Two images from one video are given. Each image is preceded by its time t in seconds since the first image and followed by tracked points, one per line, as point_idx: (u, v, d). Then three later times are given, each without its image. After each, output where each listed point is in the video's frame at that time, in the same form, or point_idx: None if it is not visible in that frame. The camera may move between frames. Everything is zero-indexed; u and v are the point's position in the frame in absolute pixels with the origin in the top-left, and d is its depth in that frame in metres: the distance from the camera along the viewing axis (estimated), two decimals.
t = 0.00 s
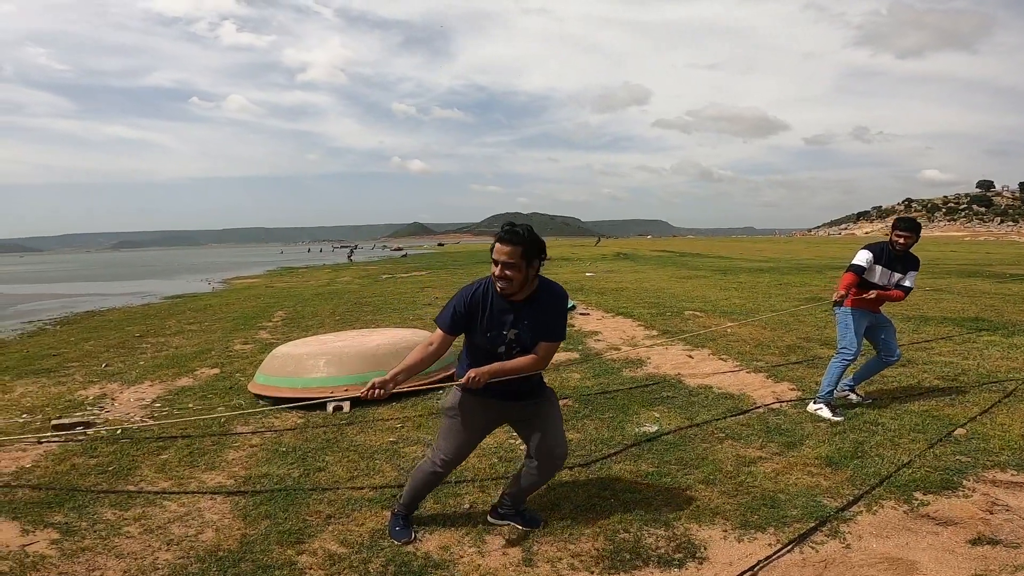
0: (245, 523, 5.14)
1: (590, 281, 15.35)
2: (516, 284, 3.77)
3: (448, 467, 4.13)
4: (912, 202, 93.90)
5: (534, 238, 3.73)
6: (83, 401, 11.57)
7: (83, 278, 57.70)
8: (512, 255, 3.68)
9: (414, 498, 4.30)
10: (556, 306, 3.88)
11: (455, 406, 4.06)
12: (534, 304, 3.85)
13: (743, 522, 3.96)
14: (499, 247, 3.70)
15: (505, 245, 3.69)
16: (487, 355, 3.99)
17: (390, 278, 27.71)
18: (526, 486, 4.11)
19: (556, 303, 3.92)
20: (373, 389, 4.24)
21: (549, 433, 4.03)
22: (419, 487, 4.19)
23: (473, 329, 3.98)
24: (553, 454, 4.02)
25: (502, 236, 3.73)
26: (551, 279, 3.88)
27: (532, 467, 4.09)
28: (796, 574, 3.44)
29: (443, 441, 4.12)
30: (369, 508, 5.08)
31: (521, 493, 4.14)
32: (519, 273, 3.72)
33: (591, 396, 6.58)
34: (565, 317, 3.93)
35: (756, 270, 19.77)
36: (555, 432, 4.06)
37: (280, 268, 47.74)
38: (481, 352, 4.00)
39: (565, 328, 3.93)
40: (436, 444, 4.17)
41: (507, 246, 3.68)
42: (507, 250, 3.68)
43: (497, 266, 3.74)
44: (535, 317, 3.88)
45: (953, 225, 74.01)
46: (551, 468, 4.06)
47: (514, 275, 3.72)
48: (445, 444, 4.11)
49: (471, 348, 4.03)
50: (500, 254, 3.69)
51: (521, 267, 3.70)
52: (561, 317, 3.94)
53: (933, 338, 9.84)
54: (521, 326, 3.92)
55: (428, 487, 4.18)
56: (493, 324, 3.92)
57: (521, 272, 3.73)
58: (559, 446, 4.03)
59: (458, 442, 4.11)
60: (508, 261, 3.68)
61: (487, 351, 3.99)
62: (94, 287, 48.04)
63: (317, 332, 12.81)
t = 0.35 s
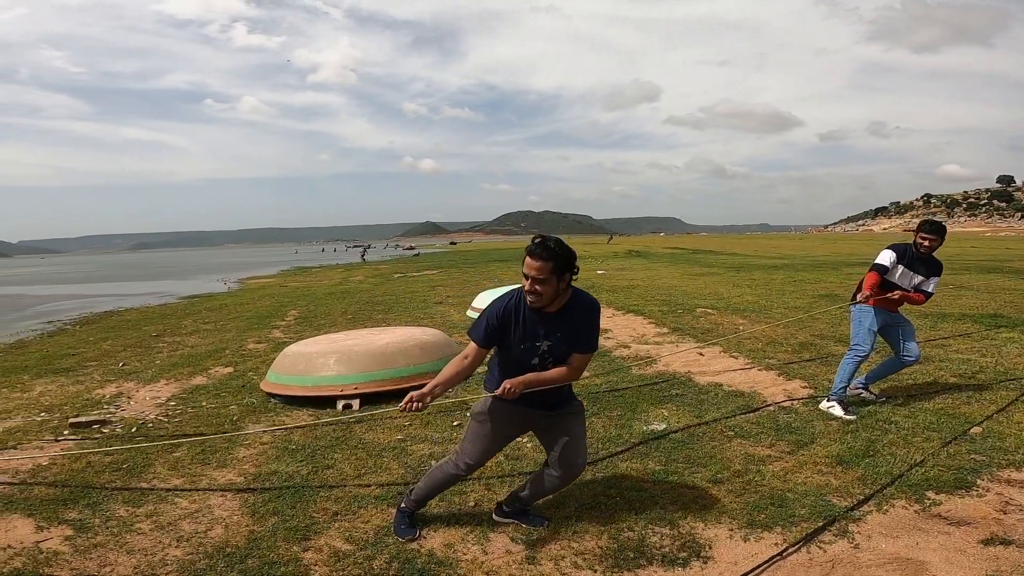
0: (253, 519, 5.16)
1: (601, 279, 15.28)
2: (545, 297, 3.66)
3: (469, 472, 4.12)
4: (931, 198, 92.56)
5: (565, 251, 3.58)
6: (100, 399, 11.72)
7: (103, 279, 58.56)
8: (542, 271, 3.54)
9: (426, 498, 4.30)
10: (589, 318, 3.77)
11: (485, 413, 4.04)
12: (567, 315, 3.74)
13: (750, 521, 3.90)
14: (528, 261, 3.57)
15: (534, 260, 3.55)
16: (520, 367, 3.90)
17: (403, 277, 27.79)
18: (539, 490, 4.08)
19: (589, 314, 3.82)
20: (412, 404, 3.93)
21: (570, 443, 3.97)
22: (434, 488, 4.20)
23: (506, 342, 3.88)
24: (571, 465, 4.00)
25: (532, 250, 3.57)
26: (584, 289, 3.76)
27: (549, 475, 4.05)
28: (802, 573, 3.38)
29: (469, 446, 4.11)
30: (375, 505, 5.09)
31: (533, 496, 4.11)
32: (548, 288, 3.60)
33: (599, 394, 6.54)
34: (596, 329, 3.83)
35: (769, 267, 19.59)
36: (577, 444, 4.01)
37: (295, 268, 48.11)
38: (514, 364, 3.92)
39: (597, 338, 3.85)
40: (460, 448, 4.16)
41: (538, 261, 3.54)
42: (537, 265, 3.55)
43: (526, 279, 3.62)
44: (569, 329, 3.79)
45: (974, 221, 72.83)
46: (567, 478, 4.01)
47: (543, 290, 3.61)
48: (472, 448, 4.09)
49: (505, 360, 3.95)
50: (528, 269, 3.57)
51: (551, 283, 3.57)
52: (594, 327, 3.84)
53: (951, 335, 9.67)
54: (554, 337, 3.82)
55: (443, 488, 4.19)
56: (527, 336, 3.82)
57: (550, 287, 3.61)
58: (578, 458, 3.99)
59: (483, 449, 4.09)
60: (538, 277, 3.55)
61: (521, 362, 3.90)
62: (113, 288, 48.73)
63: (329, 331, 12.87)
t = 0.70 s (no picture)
0: (262, 510, 5.18)
1: (617, 274, 15.16)
2: (533, 276, 3.63)
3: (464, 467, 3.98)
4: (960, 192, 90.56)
5: (551, 229, 3.55)
6: (121, 392, 11.90)
7: (129, 274, 59.60)
8: (527, 251, 3.51)
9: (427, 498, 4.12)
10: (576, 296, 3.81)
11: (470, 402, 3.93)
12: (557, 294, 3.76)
13: (757, 518, 3.82)
14: (512, 242, 3.53)
15: (518, 241, 3.51)
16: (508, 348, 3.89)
17: (421, 272, 27.88)
18: (530, 480, 4.05)
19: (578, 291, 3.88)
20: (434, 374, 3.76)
21: (553, 425, 3.96)
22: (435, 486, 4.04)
23: (493, 323, 3.85)
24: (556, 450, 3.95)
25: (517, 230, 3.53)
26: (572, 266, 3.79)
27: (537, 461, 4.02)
28: (808, 571, 3.30)
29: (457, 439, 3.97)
30: (381, 497, 5.09)
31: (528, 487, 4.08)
32: (534, 268, 3.57)
33: (609, 388, 6.48)
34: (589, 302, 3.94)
35: (790, 262, 19.31)
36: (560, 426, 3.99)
37: (315, 263, 48.51)
38: (502, 346, 3.90)
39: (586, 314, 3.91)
40: (450, 442, 4.01)
41: (524, 242, 3.50)
42: (521, 246, 3.51)
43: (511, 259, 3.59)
44: (558, 308, 3.82)
45: (1004, 215, 71.12)
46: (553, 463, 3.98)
47: (528, 271, 3.58)
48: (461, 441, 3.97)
49: (491, 342, 3.91)
50: (512, 250, 3.53)
51: (536, 263, 3.54)
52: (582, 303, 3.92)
53: (975, 330, 9.42)
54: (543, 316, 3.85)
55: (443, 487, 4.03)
56: (516, 317, 3.80)
57: (536, 267, 3.58)
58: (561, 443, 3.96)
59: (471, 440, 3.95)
60: (522, 258, 3.52)
61: (508, 344, 3.89)
62: (138, 283, 49.57)
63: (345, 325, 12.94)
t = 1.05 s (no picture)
0: (264, 485, 5.15)
1: (648, 275, 14.88)
2: (500, 262, 3.50)
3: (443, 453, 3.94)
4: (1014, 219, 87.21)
5: (524, 211, 3.43)
6: (147, 356, 12.08)
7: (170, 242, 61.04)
8: (496, 235, 3.38)
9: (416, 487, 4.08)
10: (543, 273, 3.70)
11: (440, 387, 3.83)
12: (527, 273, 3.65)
13: (764, 533, 3.64)
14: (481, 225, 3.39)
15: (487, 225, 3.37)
16: (470, 325, 3.78)
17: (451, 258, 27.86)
18: (521, 467, 4.05)
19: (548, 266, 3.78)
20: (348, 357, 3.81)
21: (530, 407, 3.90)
22: (418, 474, 4.01)
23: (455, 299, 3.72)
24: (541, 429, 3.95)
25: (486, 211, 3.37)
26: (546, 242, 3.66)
27: (522, 445, 3.98)
28: None
29: (431, 426, 3.91)
30: (384, 480, 5.00)
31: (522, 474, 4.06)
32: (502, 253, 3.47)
33: (627, 389, 6.29)
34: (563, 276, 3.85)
35: (829, 276, 18.73)
36: (537, 405, 3.96)
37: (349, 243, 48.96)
38: (464, 322, 3.78)
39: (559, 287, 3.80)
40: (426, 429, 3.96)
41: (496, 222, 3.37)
42: (489, 231, 3.38)
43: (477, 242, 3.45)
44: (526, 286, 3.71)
45: None
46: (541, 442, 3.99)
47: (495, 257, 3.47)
48: (436, 431, 3.92)
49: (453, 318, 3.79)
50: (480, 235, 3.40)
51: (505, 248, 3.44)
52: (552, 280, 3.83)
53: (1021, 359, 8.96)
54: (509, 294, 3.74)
55: (428, 476, 4.00)
56: (481, 294, 3.67)
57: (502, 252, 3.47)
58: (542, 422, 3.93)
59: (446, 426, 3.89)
60: (491, 243, 3.40)
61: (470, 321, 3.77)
62: (177, 251, 50.68)
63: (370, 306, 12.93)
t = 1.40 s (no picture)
0: (239, 471, 4.96)
1: (658, 275, 14.58)
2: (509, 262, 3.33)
3: (423, 447, 3.76)
4: None
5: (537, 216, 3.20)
6: (145, 328, 11.95)
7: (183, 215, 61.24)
8: (515, 245, 3.18)
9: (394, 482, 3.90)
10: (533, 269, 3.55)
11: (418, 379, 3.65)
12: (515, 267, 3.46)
13: (753, 552, 3.41)
14: (501, 235, 3.15)
15: (509, 236, 3.15)
16: (447, 316, 3.60)
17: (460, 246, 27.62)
18: (502, 466, 3.83)
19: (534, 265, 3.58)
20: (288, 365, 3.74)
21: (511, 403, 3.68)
22: (397, 469, 3.82)
23: (433, 288, 3.51)
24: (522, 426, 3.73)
25: (505, 223, 3.11)
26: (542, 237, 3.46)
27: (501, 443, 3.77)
28: None
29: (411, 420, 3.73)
30: (366, 472, 4.80)
31: (503, 473, 3.84)
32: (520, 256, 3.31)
33: (627, 391, 6.03)
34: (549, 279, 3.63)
35: (844, 286, 18.31)
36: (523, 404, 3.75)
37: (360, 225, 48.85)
38: (442, 312, 3.60)
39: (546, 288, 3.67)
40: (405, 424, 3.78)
41: (508, 230, 3.13)
42: (510, 243, 3.16)
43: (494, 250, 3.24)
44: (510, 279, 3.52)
45: None
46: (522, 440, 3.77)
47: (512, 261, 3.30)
48: (416, 424, 3.74)
49: (430, 307, 3.59)
50: (501, 246, 3.19)
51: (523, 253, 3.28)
52: (538, 281, 3.62)
53: None
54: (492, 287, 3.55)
55: (409, 470, 3.82)
56: (460, 283, 3.48)
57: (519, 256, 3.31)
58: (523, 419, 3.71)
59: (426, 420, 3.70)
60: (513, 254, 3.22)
61: (447, 312, 3.58)
62: (189, 225, 50.80)
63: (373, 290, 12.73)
